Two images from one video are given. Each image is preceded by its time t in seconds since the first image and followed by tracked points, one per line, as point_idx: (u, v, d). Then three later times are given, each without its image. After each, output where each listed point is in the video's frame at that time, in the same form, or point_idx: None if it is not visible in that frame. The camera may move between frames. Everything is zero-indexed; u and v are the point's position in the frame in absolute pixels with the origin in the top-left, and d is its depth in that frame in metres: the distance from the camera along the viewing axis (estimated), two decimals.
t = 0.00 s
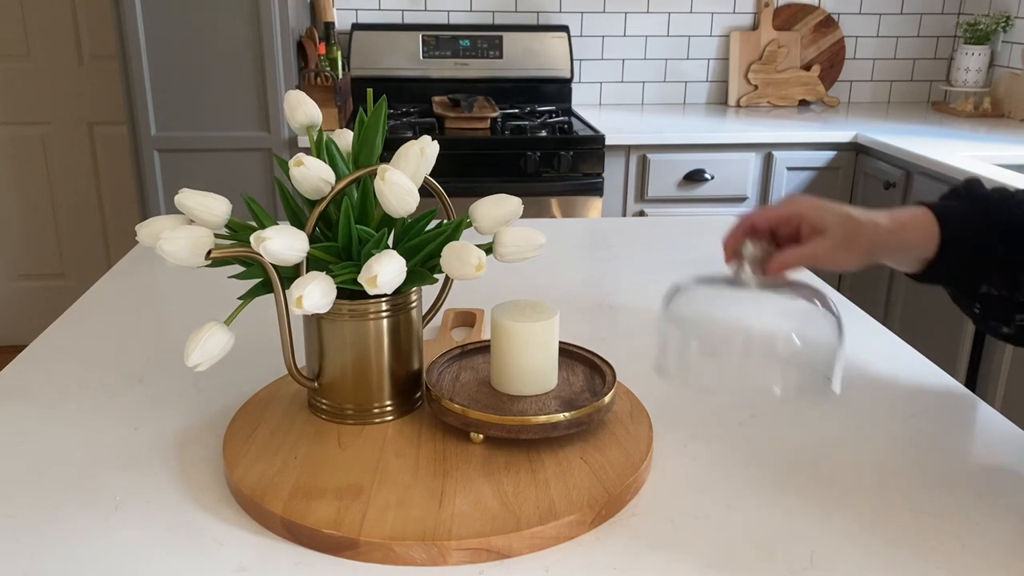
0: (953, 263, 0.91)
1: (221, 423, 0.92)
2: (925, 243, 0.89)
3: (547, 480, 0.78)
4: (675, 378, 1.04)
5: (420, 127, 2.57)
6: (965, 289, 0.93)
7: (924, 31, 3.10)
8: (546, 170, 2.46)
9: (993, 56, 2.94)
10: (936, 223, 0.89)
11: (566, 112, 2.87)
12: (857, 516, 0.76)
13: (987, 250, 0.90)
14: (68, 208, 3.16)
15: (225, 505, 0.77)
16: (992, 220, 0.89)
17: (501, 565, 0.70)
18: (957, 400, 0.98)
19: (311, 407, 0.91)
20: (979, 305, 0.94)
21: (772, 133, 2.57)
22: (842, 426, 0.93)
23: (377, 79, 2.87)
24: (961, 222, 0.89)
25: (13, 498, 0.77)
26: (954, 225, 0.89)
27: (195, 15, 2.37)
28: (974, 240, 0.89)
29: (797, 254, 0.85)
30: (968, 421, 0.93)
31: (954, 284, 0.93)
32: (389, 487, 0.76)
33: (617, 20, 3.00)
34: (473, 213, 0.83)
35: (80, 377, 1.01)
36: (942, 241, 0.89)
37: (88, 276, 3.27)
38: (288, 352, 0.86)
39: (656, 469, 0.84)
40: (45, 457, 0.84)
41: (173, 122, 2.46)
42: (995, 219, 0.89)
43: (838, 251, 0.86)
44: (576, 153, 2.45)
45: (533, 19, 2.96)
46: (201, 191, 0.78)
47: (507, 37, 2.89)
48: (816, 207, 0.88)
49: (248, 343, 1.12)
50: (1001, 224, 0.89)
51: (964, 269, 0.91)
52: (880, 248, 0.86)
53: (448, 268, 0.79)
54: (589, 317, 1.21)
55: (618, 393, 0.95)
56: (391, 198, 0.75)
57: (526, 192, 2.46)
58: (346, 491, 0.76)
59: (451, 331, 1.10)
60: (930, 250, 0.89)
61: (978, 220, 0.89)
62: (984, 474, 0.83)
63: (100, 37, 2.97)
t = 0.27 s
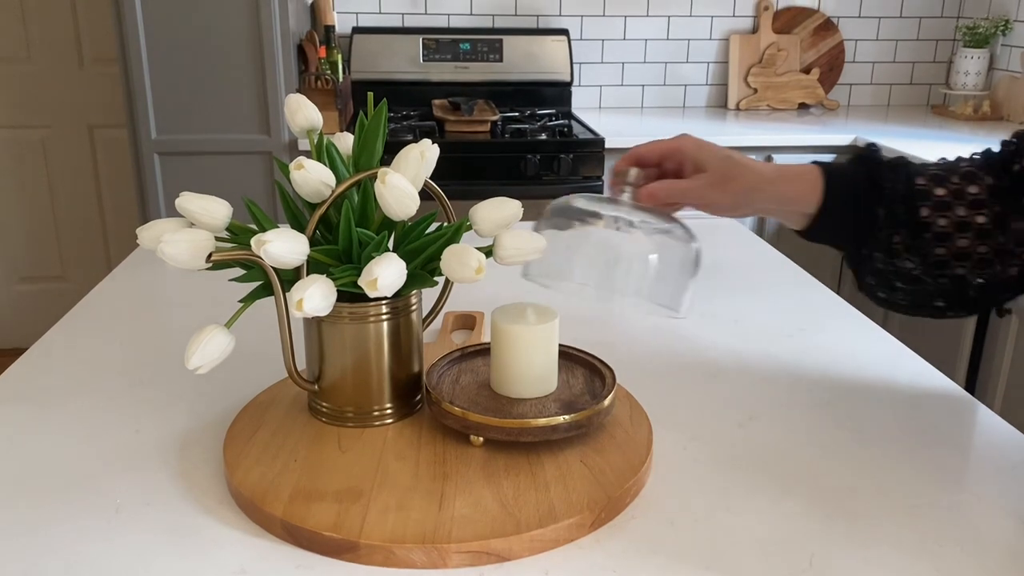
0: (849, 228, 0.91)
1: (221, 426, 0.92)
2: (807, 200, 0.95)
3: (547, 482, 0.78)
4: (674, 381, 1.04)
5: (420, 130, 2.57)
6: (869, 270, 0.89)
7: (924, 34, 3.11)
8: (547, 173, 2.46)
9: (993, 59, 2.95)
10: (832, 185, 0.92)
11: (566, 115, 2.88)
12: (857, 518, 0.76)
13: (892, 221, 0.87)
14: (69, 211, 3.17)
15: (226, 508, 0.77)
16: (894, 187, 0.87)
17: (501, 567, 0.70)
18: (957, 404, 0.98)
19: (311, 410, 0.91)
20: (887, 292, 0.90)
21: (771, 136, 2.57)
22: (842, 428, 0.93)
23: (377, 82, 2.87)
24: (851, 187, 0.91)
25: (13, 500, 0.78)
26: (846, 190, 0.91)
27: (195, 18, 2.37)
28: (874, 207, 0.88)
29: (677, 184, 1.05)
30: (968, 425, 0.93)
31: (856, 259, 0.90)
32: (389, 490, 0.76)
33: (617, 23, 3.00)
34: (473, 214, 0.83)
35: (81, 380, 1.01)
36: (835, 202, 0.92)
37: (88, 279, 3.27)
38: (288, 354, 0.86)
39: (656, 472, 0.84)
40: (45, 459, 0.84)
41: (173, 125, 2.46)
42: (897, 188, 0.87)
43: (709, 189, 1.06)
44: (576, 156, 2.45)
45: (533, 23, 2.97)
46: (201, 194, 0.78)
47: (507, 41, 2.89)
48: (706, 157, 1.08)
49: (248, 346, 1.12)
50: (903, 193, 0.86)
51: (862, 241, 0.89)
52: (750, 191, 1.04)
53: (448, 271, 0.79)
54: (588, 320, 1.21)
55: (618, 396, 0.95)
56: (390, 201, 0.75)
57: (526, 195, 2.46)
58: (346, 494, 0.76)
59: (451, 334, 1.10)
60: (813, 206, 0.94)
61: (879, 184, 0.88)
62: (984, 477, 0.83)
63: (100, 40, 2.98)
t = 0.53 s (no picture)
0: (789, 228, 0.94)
1: (221, 429, 0.92)
2: (740, 208, 0.95)
3: (547, 485, 0.78)
4: (675, 384, 1.04)
5: (420, 132, 2.57)
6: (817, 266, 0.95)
7: (923, 37, 3.11)
8: (546, 176, 2.46)
9: (992, 61, 2.95)
10: (766, 184, 0.94)
11: (566, 118, 2.88)
12: (857, 521, 0.76)
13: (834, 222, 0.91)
14: (69, 213, 3.17)
15: (225, 511, 0.77)
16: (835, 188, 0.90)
17: (501, 570, 0.70)
18: (957, 406, 0.98)
19: (311, 413, 0.91)
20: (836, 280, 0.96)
21: (771, 139, 2.57)
22: (841, 431, 0.93)
23: (377, 85, 2.88)
24: (791, 185, 0.93)
25: (12, 503, 0.77)
26: (784, 188, 0.93)
27: (195, 21, 2.38)
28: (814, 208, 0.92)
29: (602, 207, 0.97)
30: (968, 427, 0.93)
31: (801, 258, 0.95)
32: (389, 492, 0.76)
33: (617, 26, 3.00)
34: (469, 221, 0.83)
35: (80, 383, 1.01)
36: (769, 202, 0.94)
37: (88, 282, 3.26)
38: (288, 357, 0.86)
39: (656, 475, 0.84)
40: (44, 461, 0.84)
41: (173, 128, 2.47)
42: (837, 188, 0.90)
43: (641, 209, 0.99)
44: (576, 159, 2.45)
45: (533, 26, 2.97)
46: (200, 198, 0.78)
47: (507, 44, 2.90)
48: (627, 173, 1.02)
49: (248, 349, 1.12)
50: (843, 193, 0.90)
51: (804, 240, 0.93)
52: (682, 205, 0.98)
53: (445, 275, 0.79)
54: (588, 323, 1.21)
55: (618, 399, 0.95)
56: (388, 206, 0.76)
57: (525, 198, 2.46)
58: (346, 497, 0.76)
59: (451, 336, 1.10)
60: (748, 213, 0.95)
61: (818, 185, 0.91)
62: (984, 480, 0.83)
63: (100, 43, 2.98)
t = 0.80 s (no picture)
0: (761, 243, 0.88)
1: (220, 432, 0.92)
2: (704, 226, 0.90)
3: (546, 487, 0.78)
4: (673, 386, 1.04)
5: (420, 135, 2.57)
6: (796, 278, 0.90)
7: (923, 40, 3.12)
8: (546, 178, 2.46)
9: (992, 64, 2.95)
10: (730, 197, 0.88)
11: (566, 120, 2.88)
12: (856, 522, 0.76)
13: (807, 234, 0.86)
14: (69, 216, 3.17)
15: (225, 514, 0.77)
16: (805, 198, 0.85)
17: (500, 572, 0.70)
18: (956, 408, 0.98)
19: (311, 415, 0.91)
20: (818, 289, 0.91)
21: (771, 141, 2.58)
22: (841, 433, 0.93)
23: (376, 87, 2.88)
24: (756, 198, 0.87)
25: (11, 506, 0.77)
26: (750, 202, 0.88)
27: (195, 23, 2.38)
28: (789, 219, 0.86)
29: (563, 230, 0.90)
30: (967, 429, 0.94)
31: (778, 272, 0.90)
32: (389, 494, 0.76)
33: (617, 29, 3.01)
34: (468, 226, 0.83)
35: (80, 385, 1.01)
36: (733, 216, 0.88)
37: (87, 284, 3.27)
38: (288, 359, 0.86)
39: (655, 477, 0.84)
40: (43, 464, 0.85)
41: (173, 131, 2.47)
42: (808, 199, 0.85)
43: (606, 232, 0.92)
44: (576, 162, 2.46)
45: (533, 28, 2.97)
46: (198, 201, 0.78)
47: (507, 46, 2.90)
48: (587, 193, 0.95)
49: (248, 351, 1.12)
50: (815, 204, 0.84)
51: (776, 255, 0.88)
52: (648, 227, 0.91)
53: (439, 279, 0.79)
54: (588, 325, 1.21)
55: (618, 401, 0.95)
56: (384, 209, 0.76)
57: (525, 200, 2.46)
58: (346, 499, 0.76)
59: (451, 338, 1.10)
60: (711, 232, 0.89)
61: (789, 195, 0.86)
62: (983, 482, 0.83)
63: (100, 46, 2.98)
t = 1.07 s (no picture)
0: (744, 255, 0.90)
1: (221, 434, 0.92)
2: (683, 245, 0.91)
3: (546, 489, 0.78)
4: (675, 388, 1.04)
5: (421, 137, 2.57)
6: (788, 287, 0.90)
7: (923, 42, 3.12)
8: (547, 180, 2.46)
9: (992, 66, 2.96)
10: (708, 213, 0.90)
11: (566, 122, 2.88)
12: (856, 524, 0.76)
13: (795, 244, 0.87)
14: (70, 218, 3.17)
15: (226, 515, 0.77)
16: (792, 209, 0.85)
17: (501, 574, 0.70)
18: (958, 410, 0.98)
19: (311, 417, 0.91)
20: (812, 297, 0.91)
21: (771, 143, 2.58)
22: (841, 435, 0.93)
23: (377, 89, 2.88)
24: (733, 213, 0.90)
25: (13, 508, 0.78)
26: (728, 216, 0.90)
27: (196, 26, 2.38)
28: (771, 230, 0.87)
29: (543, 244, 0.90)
30: (967, 431, 0.94)
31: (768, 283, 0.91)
32: (389, 497, 0.76)
33: (617, 31, 3.01)
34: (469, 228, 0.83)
35: (80, 387, 1.01)
36: (713, 232, 0.90)
37: (88, 286, 3.27)
38: (288, 360, 0.86)
39: (656, 479, 0.84)
40: (44, 466, 0.85)
41: (173, 133, 2.47)
42: (794, 210, 0.85)
43: (585, 248, 0.93)
44: (576, 163, 2.46)
45: (533, 30, 2.98)
46: (198, 203, 0.78)
47: (508, 48, 2.90)
48: (567, 209, 0.96)
49: (248, 353, 1.12)
50: (802, 215, 0.85)
51: (762, 267, 0.90)
52: (624, 244, 0.92)
53: (439, 281, 0.79)
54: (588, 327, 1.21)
55: (619, 403, 0.95)
56: (385, 211, 0.76)
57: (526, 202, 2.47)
58: (346, 500, 0.76)
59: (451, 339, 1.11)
60: (690, 250, 0.91)
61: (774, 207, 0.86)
62: (984, 484, 0.83)
63: (101, 48, 2.99)
